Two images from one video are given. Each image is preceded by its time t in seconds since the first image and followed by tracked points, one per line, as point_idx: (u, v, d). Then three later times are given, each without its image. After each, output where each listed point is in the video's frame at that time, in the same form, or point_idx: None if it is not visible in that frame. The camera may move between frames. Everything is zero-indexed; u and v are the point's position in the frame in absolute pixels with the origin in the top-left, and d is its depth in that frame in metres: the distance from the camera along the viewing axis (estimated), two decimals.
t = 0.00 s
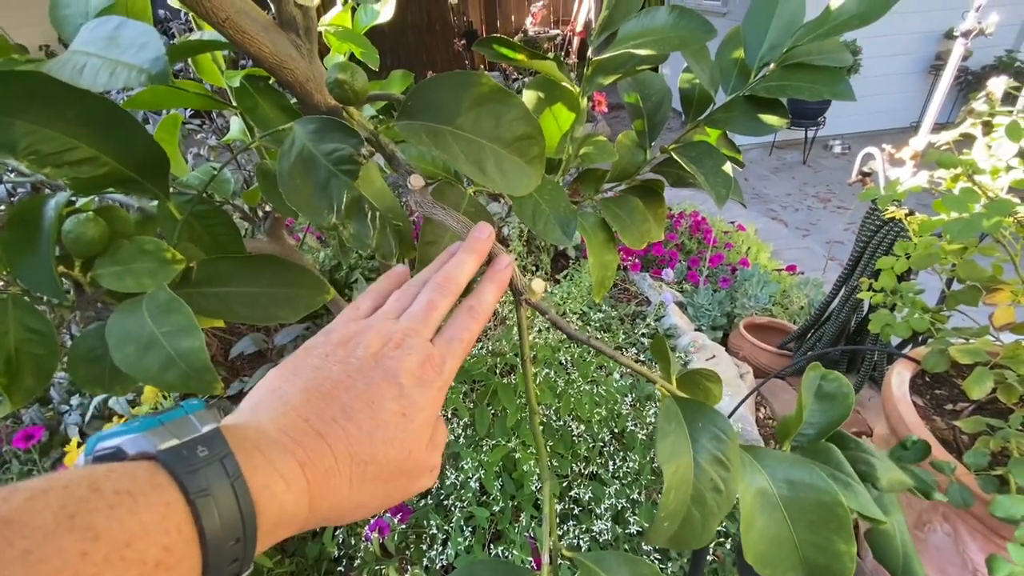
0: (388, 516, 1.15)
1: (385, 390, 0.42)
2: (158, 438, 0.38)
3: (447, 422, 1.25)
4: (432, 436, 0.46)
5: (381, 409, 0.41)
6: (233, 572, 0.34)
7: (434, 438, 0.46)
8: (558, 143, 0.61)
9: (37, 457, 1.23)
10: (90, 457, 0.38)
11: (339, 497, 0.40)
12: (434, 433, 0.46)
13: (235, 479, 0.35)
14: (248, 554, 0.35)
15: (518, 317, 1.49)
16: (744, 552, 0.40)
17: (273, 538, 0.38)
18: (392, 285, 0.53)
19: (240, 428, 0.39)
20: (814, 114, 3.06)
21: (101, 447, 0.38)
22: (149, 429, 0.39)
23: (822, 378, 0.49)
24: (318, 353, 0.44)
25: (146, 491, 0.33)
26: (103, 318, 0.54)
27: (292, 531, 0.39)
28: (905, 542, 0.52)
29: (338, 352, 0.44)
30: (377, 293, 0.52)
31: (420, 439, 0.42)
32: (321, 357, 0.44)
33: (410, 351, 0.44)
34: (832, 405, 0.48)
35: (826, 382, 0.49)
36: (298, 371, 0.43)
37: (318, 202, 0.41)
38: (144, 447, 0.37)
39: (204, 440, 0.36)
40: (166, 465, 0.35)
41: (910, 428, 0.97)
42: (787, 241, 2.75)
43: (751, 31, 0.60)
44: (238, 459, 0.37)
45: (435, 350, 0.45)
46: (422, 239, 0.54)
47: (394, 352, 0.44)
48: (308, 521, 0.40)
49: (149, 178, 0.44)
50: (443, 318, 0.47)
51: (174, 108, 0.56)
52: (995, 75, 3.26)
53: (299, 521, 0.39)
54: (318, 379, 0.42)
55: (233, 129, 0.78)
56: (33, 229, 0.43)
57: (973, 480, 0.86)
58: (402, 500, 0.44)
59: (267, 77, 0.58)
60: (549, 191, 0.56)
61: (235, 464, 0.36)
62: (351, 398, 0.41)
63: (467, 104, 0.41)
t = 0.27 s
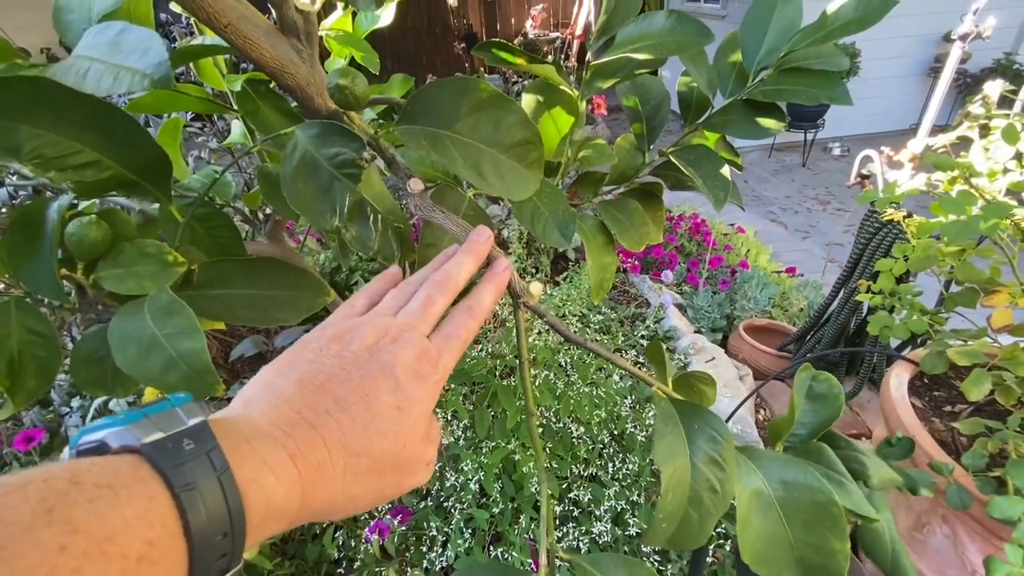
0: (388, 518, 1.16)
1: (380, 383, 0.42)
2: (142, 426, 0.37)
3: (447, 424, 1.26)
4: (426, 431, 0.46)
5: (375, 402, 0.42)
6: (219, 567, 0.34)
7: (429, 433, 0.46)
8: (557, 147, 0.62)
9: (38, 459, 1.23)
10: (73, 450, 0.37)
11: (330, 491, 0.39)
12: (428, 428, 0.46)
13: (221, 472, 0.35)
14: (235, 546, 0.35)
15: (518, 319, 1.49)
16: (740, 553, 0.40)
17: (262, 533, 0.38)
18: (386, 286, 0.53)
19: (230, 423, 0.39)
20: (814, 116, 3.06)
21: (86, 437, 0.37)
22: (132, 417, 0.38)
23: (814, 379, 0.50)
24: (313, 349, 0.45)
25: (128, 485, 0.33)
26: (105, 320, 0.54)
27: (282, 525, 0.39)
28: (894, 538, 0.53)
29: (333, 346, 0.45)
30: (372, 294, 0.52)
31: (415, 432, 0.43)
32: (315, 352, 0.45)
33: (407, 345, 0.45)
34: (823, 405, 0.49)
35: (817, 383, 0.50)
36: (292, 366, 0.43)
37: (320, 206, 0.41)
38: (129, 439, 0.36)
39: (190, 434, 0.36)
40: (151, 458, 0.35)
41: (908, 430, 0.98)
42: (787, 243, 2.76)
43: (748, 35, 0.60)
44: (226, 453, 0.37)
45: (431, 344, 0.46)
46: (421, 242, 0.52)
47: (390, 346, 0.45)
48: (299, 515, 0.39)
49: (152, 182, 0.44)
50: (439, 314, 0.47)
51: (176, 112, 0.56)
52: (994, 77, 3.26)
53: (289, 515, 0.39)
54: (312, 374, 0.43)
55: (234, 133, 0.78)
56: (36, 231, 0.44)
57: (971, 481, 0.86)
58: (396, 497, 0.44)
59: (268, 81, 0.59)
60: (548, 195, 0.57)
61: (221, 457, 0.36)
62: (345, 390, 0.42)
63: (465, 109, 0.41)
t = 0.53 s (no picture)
0: (384, 520, 1.16)
1: (366, 375, 0.42)
2: (114, 425, 0.38)
3: (444, 425, 1.26)
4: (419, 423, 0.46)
5: (361, 394, 0.42)
6: (202, 563, 0.34)
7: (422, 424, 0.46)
8: (552, 148, 0.62)
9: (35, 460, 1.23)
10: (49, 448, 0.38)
11: (318, 482, 0.39)
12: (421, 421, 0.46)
13: (198, 465, 0.35)
14: (215, 538, 0.35)
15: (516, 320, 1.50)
16: (733, 553, 0.40)
17: (251, 527, 0.38)
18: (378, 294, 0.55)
19: (213, 419, 0.39)
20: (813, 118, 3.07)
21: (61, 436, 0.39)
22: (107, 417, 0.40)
23: (811, 378, 0.50)
24: (299, 345, 0.45)
25: (99, 482, 0.33)
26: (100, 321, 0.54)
27: (270, 520, 0.39)
28: (895, 536, 0.53)
29: (318, 343, 0.45)
30: (360, 296, 0.53)
31: (405, 422, 0.43)
32: (301, 348, 0.45)
33: (394, 336, 0.45)
34: (820, 404, 0.49)
35: (814, 382, 0.50)
36: (277, 363, 0.44)
37: (314, 208, 0.42)
38: (98, 436, 0.37)
39: (164, 429, 0.36)
40: (121, 453, 0.35)
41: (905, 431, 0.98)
42: (785, 245, 2.76)
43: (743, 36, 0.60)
44: (206, 446, 0.37)
45: (421, 335, 0.46)
46: (416, 244, 0.54)
47: (376, 337, 0.45)
48: (288, 509, 0.39)
49: (146, 183, 0.44)
50: (428, 308, 0.47)
51: (172, 112, 0.56)
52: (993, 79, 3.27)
53: (278, 509, 0.39)
54: (297, 368, 0.43)
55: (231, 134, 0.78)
56: (32, 232, 0.44)
57: (967, 482, 0.86)
58: (391, 489, 0.44)
59: (264, 82, 0.59)
60: (543, 195, 0.57)
61: (198, 450, 0.36)
62: (330, 382, 0.42)
63: (458, 110, 0.41)
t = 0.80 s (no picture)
0: (384, 518, 1.16)
1: (374, 369, 0.43)
2: (126, 421, 0.39)
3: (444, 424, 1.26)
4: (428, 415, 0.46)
5: (371, 388, 0.42)
6: (218, 559, 0.35)
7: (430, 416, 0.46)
8: (551, 147, 0.63)
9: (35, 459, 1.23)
10: (61, 447, 0.39)
11: (330, 476, 0.40)
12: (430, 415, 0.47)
13: (210, 461, 0.36)
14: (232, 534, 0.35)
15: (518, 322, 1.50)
16: (725, 548, 0.41)
17: (265, 523, 0.38)
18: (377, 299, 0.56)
19: (222, 417, 0.40)
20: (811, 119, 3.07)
21: (70, 434, 0.39)
22: (118, 414, 0.40)
23: (803, 378, 0.50)
24: (306, 344, 0.46)
25: (112, 480, 0.33)
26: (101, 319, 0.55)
27: (285, 515, 0.40)
28: (883, 540, 0.53)
29: (325, 341, 0.46)
30: (364, 299, 0.53)
31: (415, 415, 0.43)
32: (308, 346, 0.45)
33: (400, 332, 0.45)
34: (812, 405, 0.49)
35: (806, 383, 0.50)
36: (285, 361, 0.44)
37: (313, 205, 0.42)
38: (112, 434, 0.38)
39: (176, 426, 0.37)
40: (134, 450, 0.35)
41: (902, 429, 0.98)
42: (784, 245, 2.76)
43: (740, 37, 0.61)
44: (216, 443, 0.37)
45: (426, 330, 0.46)
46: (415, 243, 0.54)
47: (381, 333, 0.45)
48: (301, 503, 0.40)
49: (147, 181, 0.45)
50: (432, 304, 0.48)
51: (173, 112, 0.57)
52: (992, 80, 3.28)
53: (290, 504, 0.39)
54: (304, 365, 0.43)
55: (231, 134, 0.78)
56: (32, 231, 0.44)
57: (964, 480, 0.87)
58: (404, 480, 0.45)
59: (264, 82, 0.59)
60: (541, 195, 0.57)
61: (209, 446, 0.36)
62: (339, 378, 0.42)
63: (456, 109, 0.42)
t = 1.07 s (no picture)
0: (386, 522, 1.16)
1: (378, 375, 0.43)
2: (131, 431, 0.38)
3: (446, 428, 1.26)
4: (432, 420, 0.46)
5: (375, 394, 0.42)
6: (228, 568, 0.35)
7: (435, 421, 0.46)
8: (550, 152, 0.63)
9: (38, 464, 1.24)
10: (70, 458, 0.38)
11: (338, 481, 0.40)
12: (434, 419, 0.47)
13: (217, 469, 0.36)
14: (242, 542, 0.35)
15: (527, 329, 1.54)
16: (728, 553, 0.41)
17: (274, 531, 0.38)
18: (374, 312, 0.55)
19: (226, 426, 0.40)
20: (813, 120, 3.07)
21: (80, 443, 0.38)
22: (124, 422, 0.39)
23: (807, 381, 0.49)
24: (309, 351, 0.46)
25: (118, 489, 0.34)
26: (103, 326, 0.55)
27: (294, 523, 0.40)
28: (889, 541, 0.53)
29: (328, 347, 0.46)
30: (366, 305, 0.53)
31: (420, 418, 0.44)
32: (311, 353, 0.45)
33: (403, 337, 0.46)
34: (816, 407, 0.49)
35: (810, 386, 0.49)
36: (288, 368, 0.44)
37: (314, 213, 0.42)
38: (115, 445, 0.37)
39: (182, 434, 0.37)
40: (139, 460, 0.35)
41: (904, 431, 0.98)
42: (786, 246, 2.76)
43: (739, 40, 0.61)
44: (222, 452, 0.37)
45: (429, 335, 0.47)
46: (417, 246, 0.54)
47: (384, 339, 0.45)
48: (309, 510, 0.40)
49: (148, 188, 0.45)
50: (434, 309, 0.48)
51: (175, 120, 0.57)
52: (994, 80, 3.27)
53: (298, 510, 0.39)
54: (307, 372, 0.43)
55: (234, 140, 0.79)
56: (36, 238, 0.44)
57: (967, 483, 0.86)
58: (411, 486, 0.45)
59: (266, 89, 0.59)
60: (540, 199, 0.57)
61: (215, 454, 0.36)
62: (342, 384, 0.43)
63: (456, 116, 0.42)
